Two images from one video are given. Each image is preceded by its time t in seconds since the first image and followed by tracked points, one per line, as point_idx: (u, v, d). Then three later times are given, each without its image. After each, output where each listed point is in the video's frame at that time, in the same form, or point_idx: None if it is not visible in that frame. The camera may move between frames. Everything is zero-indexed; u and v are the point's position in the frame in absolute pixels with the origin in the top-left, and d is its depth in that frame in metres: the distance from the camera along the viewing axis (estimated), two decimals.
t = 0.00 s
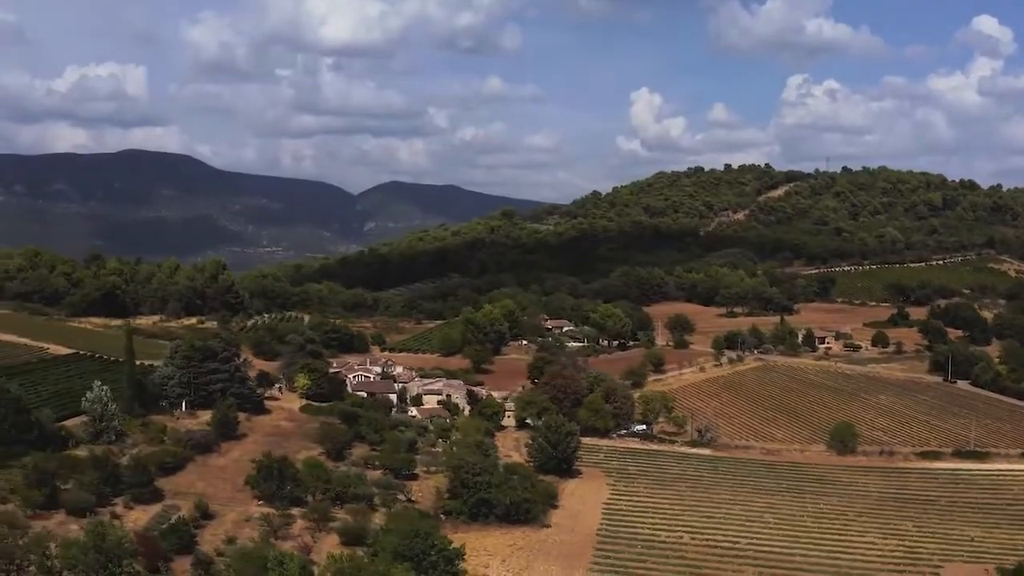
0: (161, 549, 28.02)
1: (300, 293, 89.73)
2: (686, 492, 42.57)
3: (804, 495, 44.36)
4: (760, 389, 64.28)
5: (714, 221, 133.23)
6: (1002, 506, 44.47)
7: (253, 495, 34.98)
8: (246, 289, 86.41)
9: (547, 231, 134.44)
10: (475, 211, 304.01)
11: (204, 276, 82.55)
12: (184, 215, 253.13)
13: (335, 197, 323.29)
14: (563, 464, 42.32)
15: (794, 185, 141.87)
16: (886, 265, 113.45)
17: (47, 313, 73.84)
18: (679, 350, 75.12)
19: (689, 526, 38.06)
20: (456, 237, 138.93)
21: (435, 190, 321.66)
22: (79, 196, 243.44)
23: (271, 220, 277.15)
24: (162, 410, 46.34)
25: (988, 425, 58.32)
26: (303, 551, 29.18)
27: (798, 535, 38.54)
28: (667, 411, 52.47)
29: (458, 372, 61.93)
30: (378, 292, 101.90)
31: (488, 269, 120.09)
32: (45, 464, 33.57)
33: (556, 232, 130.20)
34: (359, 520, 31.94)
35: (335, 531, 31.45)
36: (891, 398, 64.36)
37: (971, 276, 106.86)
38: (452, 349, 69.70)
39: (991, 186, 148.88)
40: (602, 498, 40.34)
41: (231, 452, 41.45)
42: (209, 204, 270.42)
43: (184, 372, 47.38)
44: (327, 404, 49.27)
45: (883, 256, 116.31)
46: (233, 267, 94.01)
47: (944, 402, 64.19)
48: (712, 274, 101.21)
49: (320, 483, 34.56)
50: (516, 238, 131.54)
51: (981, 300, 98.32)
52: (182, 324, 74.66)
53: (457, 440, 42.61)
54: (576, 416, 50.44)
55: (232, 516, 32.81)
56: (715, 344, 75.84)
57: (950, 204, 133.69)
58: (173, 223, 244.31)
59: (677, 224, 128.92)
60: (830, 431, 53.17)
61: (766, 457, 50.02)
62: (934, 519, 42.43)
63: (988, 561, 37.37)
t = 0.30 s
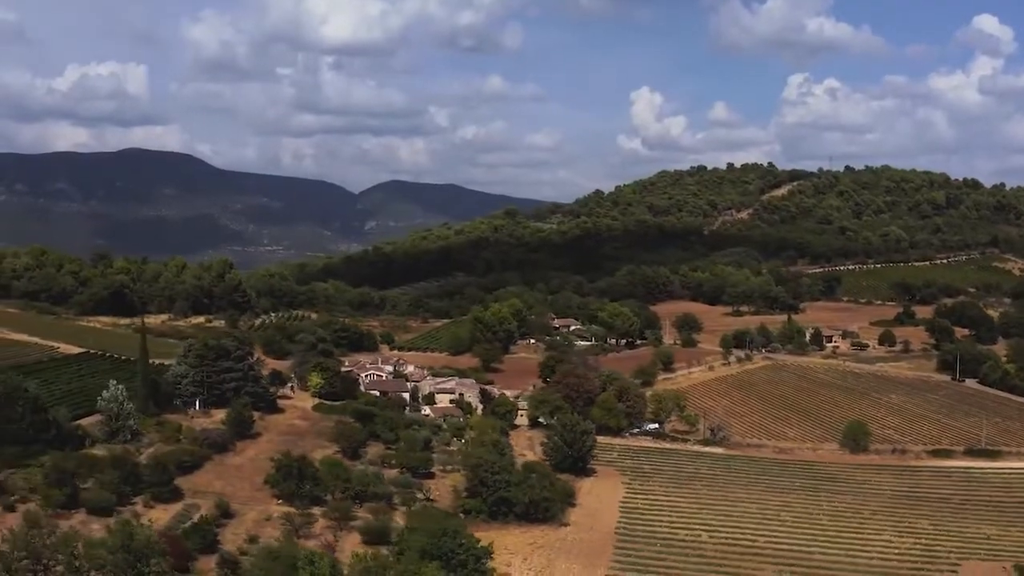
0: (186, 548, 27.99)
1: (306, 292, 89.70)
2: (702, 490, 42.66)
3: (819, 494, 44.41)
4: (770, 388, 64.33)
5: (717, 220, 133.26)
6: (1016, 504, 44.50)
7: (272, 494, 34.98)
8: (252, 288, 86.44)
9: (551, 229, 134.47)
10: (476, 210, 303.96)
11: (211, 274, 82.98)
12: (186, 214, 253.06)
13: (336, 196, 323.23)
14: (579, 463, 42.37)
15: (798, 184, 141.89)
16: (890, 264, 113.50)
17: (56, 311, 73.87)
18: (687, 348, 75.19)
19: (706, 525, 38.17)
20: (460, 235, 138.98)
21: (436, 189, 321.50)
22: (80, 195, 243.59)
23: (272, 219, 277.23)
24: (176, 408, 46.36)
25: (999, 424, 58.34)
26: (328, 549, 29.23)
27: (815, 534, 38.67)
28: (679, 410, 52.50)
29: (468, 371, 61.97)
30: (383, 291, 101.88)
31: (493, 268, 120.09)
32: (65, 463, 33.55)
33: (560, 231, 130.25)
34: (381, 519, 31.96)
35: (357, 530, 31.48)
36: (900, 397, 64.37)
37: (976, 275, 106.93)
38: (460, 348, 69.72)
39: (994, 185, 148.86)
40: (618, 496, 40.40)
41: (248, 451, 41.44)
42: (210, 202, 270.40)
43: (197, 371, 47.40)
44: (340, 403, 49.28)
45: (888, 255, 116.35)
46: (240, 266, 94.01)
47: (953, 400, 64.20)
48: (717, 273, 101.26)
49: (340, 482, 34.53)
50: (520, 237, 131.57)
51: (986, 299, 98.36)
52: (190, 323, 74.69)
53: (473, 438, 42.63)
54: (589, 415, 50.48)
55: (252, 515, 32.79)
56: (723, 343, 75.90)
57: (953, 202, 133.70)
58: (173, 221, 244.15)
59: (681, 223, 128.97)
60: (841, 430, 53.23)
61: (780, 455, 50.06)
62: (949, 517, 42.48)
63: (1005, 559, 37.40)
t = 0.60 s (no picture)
0: (213, 547, 27.94)
1: (314, 291, 89.71)
2: (719, 488, 42.73)
3: (836, 492, 44.45)
4: (781, 386, 64.37)
5: (722, 219, 133.33)
6: None
7: (294, 493, 34.96)
8: (260, 287, 86.46)
9: (556, 228, 134.47)
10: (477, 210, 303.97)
11: (221, 275, 83.70)
12: (187, 212, 252.93)
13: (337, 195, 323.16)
14: (597, 461, 42.42)
15: (802, 183, 142.02)
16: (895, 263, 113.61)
17: (65, 310, 73.86)
18: (696, 347, 75.26)
19: (726, 523, 38.26)
20: (464, 234, 139.07)
21: (436, 188, 321.47)
22: (82, 193, 243.59)
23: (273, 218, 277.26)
24: (193, 408, 46.35)
25: (1011, 422, 58.41)
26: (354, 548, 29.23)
27: (834, 531, 38.80)
28: (693, 409, 52.54)
29: (480, 370, 62.01)
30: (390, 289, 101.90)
31: (498, 268, 120.15)
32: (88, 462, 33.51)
33: (565, 230, 130.33)
34: (405, 519, 31.98)
35: (382, 529, 31.48)
36: (911, 396, 64.41)
37: (981, 274, 107.01)
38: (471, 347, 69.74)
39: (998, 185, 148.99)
40: (637, 495, 40.46)
41: (266, 450, 41.44)
42: (211, 201, 270.35)
43: (213, 370, 47.40)
44: (356, 402, 49.29)
45: (893, 254, 116.45)
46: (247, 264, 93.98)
47: (964, 399, 64.25)
48: (723, 272, 101.35)
49: (362, 482, 34.51)
50: (524, 236, 131.63)
51: (993, 298, 98.48)
52: (200, 322, 74.68)
53: (491, 437, 42.66)
54: (604, 414, 50.53)
55: (276, 514, 32.74)
56: (732, 343, 76.02)
57: (958, 202, 133.82)
58: (175, 220, 244.13)
59: (686, 222, 129.01)
60: (855, 428, 53.28)
61: (795, 454, 50.12)
62: (967, 516, 42.52)
63: None
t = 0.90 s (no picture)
0: (238, 545, 27.89)
1: (321, 290, 89.75)
2: (735, 487, 42.85)
3: (850, 490, 44.57)
4: (790, 385, 64.47)
5: (726, 218, 133.39)
6: None
7: (314, 492, 34.95)
8: (267, 287, 86.53)
9: (560, 227, 134.48)
10: (478, 209, 303.91)
11: (228, 274, 83.84)
12: (188, 212, 252.80)
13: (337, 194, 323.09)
14: (613, 460, 42.46)
15: (805, 182, 142.08)
16: (900, 262, 113.68)
17: (73, 309, 73.94)
18: (704, 346, 75.33)
19: (744, 521, 38.41)
20: (467, 233, 139.12)
21: (437, 187, 321.38)
22: (83, 193, 243.61)
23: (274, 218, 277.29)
24: (207, 407, 46.39)
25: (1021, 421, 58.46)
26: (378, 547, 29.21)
27: (851, 529, 38.94)
28: (705, 407, 52.62)
29: (491, 369, 62.04)
30: (395, 288, 101.92)
31: (502, 267, 120.17)
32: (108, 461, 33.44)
33: (569, 229, 130.39)
34: (426, 518, 31.92)
35: (403, 528, 31.46)
36: (920, 394, 64.46)
37: (986, 273, 107.04)
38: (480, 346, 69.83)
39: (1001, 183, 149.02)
40: (654, 494, 40.57)
41: (282, 449, 41.43)
42: (212, 200, 270.28)
43: (227, 369, 47.44)
44: (369, 401, 49.29)
45: (897, 253, 116.50)
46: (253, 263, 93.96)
47: (974, 398, 64.29)
48: (729, 271, 101.40)
49: (382, 480, 34.55)
50: (528, 234, 131.64)
51: (998, 296, 98.52)
52: (208, 321, 74.67)
53: (507, 436, 42.73)
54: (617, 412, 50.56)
55: (296, 513, 32.71)
56: (740, 341, 76.13)
57: (961, 200, 133.86)
58: (176, 219, 244.06)
59: (690, 221, 128.99)
60: (867, 427, 53.40)
61: (808, 452, 50.22)
62: (981, 513, 42.60)
63: None
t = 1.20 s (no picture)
0: (266, 544, 27.89)
1: (328, 289, 89.74)
2: (753, 486, 42.96)
3: (867, 488, 44.68)
4: (801, 383, 64.55)
5: (730, 216, 133.42)
6: None
7: (335, 491, 34.99)
8: (275, 286, 86.56)
9: (563, 226, 134.53)
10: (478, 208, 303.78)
11: (236, 273, 83.83)
12: (188, 211, 252.60)
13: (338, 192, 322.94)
14: (630, 459, 42.53)
15: (809, 181, 142.12)
16: (904, 261, 113.72)
17: (82, 309, 73.94)
18: (713, 345, 75.39)
19: (763, 519, 38.52)
20: (471, 232, 139.12)
21: (438, 186, 321.20)
22: (84, 192, 243.39)
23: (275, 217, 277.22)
24: (222, 406, 46.42)
25: None
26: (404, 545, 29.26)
27: (869, 527, 39.06)
28: (719, 406, 52.67)
29: (502, 368, 62.06)
30: (401, 287, 101.90)
31: (507, 266, 120.15)
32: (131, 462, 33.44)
33: (573, 228, 130.38)
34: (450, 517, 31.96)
35: (428, 527, 31.53)
36: (931, 393, 64.56)
37: (991, 271, 107.07)
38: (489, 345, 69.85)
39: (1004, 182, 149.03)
40: (672, 492, 40.67)
41: (300, 448, 41.46)
42: (212, 199, 270.10)
43: (242, 368, 47.45)
44: (384, 400, 49.33)
45: (902, 252, 116.56)
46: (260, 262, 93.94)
47: (984, 397, 64.36)
48: (735, 270, 101.44)
49: (404, 479, 34.61)
50: (532, 233, 131.64)
51: (1004, 295, 98.57)
52: (217, 321, 74.66)
53: (524, 435, 42.76)
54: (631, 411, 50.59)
55: (320, 513, 32.74)
56: (748, 340, 76.25)
57: (965, 199, 133.89)
58: (176, 219, 243.91)
59: (694, 220, 129.00)
60: (880, 425, 53.51)
61: (822, 451, 50.33)
62: (998, 511, 42.69)
63: None
